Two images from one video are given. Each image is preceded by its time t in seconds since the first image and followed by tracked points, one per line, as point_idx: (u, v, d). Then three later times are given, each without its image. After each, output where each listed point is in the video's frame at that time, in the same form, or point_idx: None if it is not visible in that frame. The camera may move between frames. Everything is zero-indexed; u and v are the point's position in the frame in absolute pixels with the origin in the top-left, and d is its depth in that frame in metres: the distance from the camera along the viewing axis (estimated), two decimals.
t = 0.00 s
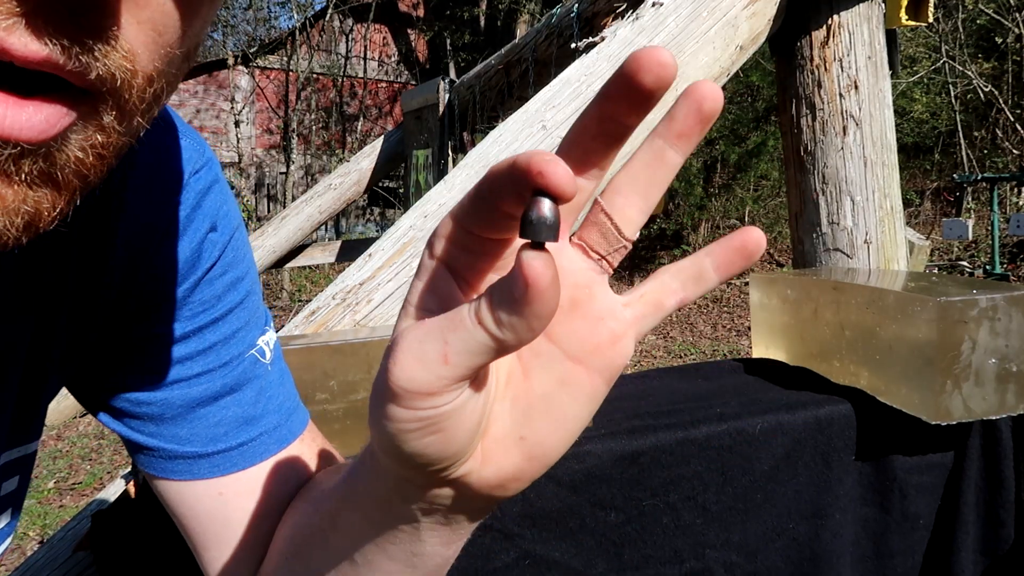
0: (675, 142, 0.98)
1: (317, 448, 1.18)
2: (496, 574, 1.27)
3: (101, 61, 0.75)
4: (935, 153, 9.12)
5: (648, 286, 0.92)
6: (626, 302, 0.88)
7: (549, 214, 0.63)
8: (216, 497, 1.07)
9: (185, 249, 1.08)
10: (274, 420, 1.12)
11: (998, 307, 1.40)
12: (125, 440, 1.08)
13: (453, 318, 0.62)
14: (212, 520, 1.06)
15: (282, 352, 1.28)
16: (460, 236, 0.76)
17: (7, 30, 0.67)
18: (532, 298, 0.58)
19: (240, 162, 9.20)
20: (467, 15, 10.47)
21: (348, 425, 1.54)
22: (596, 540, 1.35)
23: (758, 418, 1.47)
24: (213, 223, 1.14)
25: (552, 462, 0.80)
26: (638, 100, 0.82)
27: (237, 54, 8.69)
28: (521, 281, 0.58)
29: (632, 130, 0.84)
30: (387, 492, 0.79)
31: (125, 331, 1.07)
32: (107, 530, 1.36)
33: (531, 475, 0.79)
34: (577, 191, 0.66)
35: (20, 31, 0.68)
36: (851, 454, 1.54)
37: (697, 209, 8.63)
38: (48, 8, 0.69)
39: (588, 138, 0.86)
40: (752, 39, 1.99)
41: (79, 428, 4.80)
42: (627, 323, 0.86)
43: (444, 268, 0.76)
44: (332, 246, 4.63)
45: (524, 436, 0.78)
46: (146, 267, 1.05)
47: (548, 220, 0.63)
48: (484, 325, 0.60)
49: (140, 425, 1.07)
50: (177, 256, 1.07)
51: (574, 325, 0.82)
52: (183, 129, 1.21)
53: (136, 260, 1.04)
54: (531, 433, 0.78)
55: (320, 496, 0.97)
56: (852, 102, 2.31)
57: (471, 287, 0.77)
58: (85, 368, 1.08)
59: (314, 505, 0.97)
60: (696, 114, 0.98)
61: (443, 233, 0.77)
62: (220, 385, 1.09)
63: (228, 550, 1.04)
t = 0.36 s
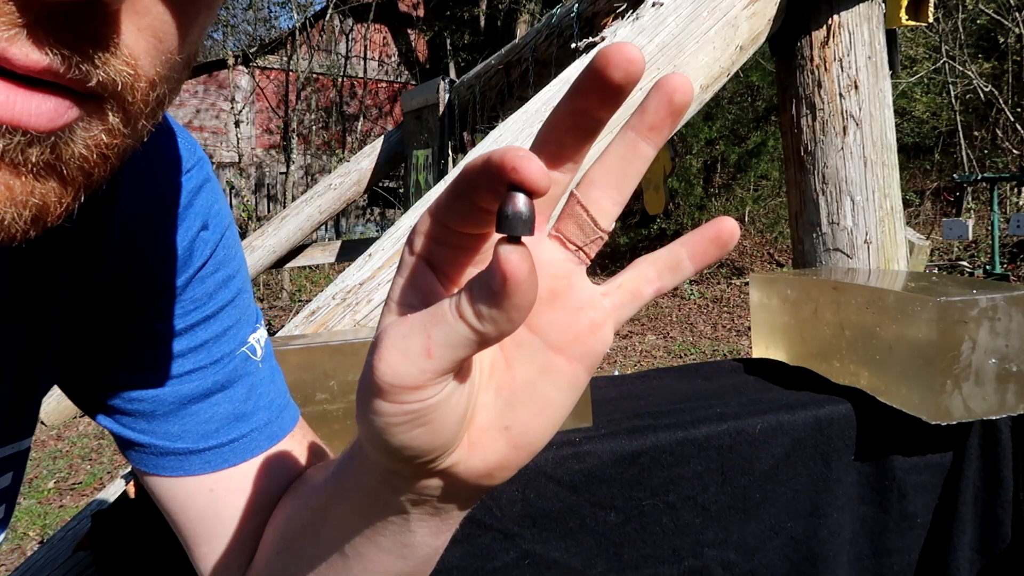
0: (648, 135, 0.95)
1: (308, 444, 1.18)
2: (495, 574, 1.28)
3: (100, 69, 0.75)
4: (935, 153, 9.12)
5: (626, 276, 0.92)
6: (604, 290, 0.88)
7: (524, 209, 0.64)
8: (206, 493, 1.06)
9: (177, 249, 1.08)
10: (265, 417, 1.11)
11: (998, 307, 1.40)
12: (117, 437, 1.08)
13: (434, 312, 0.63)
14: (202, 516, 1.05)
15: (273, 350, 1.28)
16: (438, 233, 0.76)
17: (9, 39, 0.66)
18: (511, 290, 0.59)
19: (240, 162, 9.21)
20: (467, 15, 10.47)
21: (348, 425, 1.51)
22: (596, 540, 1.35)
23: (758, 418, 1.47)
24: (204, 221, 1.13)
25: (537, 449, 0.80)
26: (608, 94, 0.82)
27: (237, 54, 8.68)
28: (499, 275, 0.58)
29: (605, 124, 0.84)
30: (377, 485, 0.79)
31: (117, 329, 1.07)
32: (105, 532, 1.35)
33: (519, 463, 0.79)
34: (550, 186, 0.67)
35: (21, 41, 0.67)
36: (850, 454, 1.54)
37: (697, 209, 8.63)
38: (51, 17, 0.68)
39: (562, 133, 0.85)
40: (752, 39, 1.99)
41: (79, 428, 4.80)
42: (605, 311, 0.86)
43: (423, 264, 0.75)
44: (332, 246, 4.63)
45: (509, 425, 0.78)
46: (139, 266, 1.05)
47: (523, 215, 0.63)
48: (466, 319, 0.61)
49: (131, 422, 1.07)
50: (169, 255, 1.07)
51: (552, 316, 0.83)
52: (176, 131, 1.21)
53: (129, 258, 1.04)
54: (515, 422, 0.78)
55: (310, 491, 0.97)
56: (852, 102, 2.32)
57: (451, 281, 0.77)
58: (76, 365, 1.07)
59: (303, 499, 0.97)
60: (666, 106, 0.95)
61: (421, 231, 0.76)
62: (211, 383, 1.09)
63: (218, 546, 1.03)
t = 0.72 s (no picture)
0: (638, 131, 0.94)
1: (300, 440, 1.18)
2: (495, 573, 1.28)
3: (101, 75, 0.75)
4: (935, 153, 9.12)
5: (619, 266, 0.92)
6: (598, 281, 0.88)
7: (527, 204, 0.65)
8: (202, 491, 1.06)
9: (173, 247, 1.08)
10: (259, 415, 1.11)
11: (998, 307, 1.41)
12: (111, 435, 1.07)
13: (438, 307, 0.62)
14: (198, 514, 1.05)
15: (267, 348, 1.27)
16: (437, 231, 0.76)
17: (13, 42, 0.67)
18: (515, 283, 0.59)
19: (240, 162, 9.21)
20: (467, 15, 10.48)
21: (347, 425, 1.50)
22: (595, 539, 1.35)
23: (758, 418, 1.47)
24: (200, 221, 1.13)
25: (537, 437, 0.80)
26: (603, 91, 0.83)
27: (237, 54, 8.67)
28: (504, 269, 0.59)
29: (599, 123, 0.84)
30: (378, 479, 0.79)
31: (113, 328, 1.06)
32: (105, 531, 1.34)
33: (520, 452, 0.79)
34: (552, 181, 0.67)
35: (26, 44, 0.68)
36: (850, 454, 1.54)
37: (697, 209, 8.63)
38: (55, 20, 0.69)
39: (557, 131, 0.85)
40: (752, 39, 1.99)
41: (79, 428, 4.80)
42: (600, 302, 0.86)
43: (424, 262, 0.75)
44: (331, 246, 4.63)
45: (510, 416, 0.78)
46: (135, 265, 1.05)
47: (524, 211, 0.64)
48: (471, 313, 0.61)
49: (126, 421, 1.06)
50: (166, 254, 1.07)
51: (549, 307, 0.83)
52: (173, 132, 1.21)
53: (125, 258, 1.04)
54: (515, 412, 0.78)
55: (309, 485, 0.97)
56: (852, 102, 2.32)
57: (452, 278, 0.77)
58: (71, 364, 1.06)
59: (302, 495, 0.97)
60: (655, 103, 0.95)
61: (421, 229, 0.76)
62: (206, 382, 1.09)
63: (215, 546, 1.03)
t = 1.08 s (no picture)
0: (668, 163, 0.98)
1: (294, 446, 1.18)
2: (495, 574, 1.28)
3: (96, 78, 0.75)
4: (935, 153, 9.12)
5: (646, 299, 0.92)
6: (626, 313, 0.89)
7: (573, 241, 0.65)
8: (193, 495, 1.06)
9: (167, 250, 1.08)
10: (250, 419, 1.11)
11: (997, 307, 1.41)
12: (102, 437, 1.07)
13: (473, 343, 0.62)
14: (188, 519, 1.05)
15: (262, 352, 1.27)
16: (471, 258, 0.76)
17: (5, 42, 0.66)
18: (556, 320, 0.59)
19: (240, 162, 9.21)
20: (467, 15, 10.48)
21: (348, 425, 1.51)
22: (595, 540, 1.35)
23: (758, 418, 1.47)
24: (195, 222, 1.13)
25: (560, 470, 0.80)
26: (644, 125, 0.86)
27: (237, 54, 8.67)
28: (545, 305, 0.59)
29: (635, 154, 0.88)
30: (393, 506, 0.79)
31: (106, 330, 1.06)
32: (102, 533, 1.34)
33: (542, 486, 0.79)
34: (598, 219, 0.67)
35: (18, 45, 0.67)
36: (850, 454, 1.54)
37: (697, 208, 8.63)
38: (49, 28, 0.68)
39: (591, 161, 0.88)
40: (752, 39, 1.99)
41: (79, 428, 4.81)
42: (628, 334, 0.86)
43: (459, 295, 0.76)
44: (331, 246, 4.63)
45: (534, 449, 0.78)
46: (128, 268, 1.05)
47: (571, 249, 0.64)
48: (507, 347, 0.61)
49: (116, 423, 1.06)
50: (160, 256, 1.07)
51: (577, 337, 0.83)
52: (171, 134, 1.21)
53: (119, 259, 1.04)
54: (541, 445, 0.78)
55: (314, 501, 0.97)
56: (852, 102, 2.32)
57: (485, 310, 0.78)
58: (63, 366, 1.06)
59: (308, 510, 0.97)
60: (687, 137, 0.98)
61: (454, 256, 0.76)
62: (198, 384, 1.09)
63: (203, 552, 1.03)
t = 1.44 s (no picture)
0: (646, 163, 0.94)
1: (271, 437, 1.17)
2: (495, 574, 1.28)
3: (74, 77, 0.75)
4: (935, 153, 9.12)
5: (623, 291, 0.92)
6: (604, 306, 0.89)
7: (553, 241, 0.65)
8: (170, 487, 1.04)
9: (140, 241, 1.08)
10: (226, 411, 1.10)
11: (998, 307, 1.41)
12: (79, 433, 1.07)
13: (456, 338, 0.62)
14: (167, 510, 1.03)
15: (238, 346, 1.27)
16: (455, 257, 0.77)
17: None
18: (537, 316, 0.60)
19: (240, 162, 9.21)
20: (467, 15, 10.49)
21: (348, 425, 1.48)
22: (595, 540, 1.35)
23: (758, 418, 1.47)
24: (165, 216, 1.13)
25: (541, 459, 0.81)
26: (619, 127, 0.86)
27: (237, 54, 8.67)
28: (526, 301, 0.59)
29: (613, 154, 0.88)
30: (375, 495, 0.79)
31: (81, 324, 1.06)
32: (103, 532, 1.34)
33: (523, 473, 0.80)
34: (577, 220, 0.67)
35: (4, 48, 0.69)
36: (850, 454, 1.54)
37: (697, 208, 8.64)
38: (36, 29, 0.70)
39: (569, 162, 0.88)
40: (752, 39, 1.99)
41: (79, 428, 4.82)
42: (605, 327, 0.86)
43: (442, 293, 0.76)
44: (331, 246, 4.63)
45: (515, 438, 0.79)
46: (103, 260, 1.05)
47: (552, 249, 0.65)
48: (490, 343, 0.61)
49: (92, 418, 1.06)
50: (133, 248, 1.07)
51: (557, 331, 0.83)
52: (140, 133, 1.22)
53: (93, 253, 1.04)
54: (521, 434, 0.80)
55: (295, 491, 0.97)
56: (852, 102, 2.32)
57: (468, 307, 0.78)
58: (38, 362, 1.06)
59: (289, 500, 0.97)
60: (664, 137, 0.94)
61: (437, 255, 0.77)
62: (173, 376, 1.08)
63: (184, 543, 1.02)
